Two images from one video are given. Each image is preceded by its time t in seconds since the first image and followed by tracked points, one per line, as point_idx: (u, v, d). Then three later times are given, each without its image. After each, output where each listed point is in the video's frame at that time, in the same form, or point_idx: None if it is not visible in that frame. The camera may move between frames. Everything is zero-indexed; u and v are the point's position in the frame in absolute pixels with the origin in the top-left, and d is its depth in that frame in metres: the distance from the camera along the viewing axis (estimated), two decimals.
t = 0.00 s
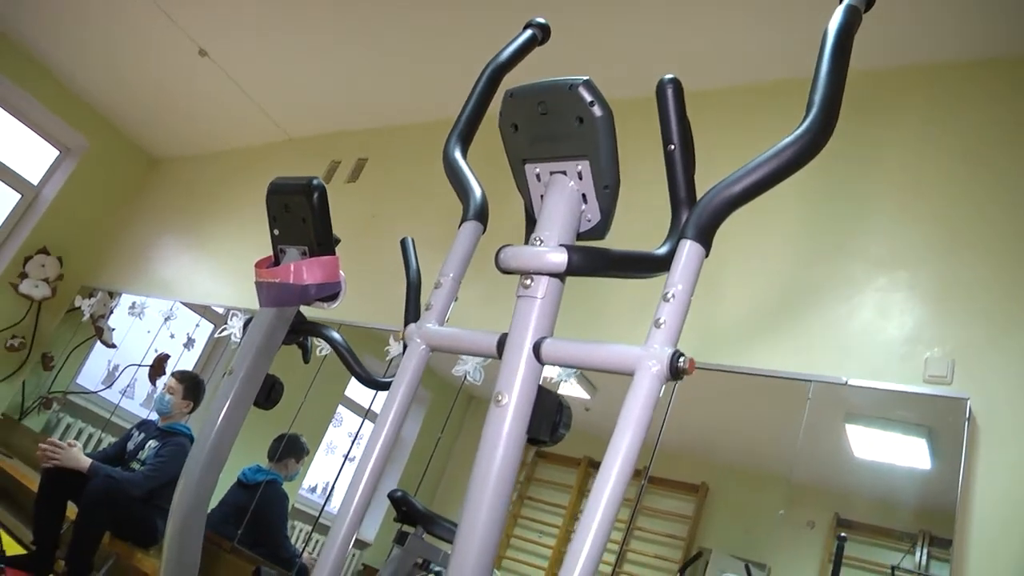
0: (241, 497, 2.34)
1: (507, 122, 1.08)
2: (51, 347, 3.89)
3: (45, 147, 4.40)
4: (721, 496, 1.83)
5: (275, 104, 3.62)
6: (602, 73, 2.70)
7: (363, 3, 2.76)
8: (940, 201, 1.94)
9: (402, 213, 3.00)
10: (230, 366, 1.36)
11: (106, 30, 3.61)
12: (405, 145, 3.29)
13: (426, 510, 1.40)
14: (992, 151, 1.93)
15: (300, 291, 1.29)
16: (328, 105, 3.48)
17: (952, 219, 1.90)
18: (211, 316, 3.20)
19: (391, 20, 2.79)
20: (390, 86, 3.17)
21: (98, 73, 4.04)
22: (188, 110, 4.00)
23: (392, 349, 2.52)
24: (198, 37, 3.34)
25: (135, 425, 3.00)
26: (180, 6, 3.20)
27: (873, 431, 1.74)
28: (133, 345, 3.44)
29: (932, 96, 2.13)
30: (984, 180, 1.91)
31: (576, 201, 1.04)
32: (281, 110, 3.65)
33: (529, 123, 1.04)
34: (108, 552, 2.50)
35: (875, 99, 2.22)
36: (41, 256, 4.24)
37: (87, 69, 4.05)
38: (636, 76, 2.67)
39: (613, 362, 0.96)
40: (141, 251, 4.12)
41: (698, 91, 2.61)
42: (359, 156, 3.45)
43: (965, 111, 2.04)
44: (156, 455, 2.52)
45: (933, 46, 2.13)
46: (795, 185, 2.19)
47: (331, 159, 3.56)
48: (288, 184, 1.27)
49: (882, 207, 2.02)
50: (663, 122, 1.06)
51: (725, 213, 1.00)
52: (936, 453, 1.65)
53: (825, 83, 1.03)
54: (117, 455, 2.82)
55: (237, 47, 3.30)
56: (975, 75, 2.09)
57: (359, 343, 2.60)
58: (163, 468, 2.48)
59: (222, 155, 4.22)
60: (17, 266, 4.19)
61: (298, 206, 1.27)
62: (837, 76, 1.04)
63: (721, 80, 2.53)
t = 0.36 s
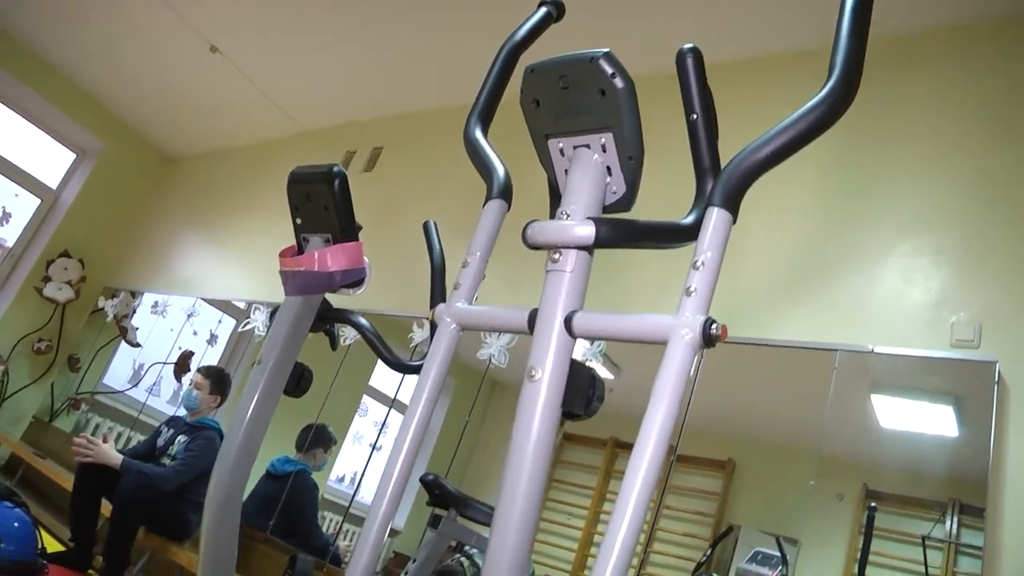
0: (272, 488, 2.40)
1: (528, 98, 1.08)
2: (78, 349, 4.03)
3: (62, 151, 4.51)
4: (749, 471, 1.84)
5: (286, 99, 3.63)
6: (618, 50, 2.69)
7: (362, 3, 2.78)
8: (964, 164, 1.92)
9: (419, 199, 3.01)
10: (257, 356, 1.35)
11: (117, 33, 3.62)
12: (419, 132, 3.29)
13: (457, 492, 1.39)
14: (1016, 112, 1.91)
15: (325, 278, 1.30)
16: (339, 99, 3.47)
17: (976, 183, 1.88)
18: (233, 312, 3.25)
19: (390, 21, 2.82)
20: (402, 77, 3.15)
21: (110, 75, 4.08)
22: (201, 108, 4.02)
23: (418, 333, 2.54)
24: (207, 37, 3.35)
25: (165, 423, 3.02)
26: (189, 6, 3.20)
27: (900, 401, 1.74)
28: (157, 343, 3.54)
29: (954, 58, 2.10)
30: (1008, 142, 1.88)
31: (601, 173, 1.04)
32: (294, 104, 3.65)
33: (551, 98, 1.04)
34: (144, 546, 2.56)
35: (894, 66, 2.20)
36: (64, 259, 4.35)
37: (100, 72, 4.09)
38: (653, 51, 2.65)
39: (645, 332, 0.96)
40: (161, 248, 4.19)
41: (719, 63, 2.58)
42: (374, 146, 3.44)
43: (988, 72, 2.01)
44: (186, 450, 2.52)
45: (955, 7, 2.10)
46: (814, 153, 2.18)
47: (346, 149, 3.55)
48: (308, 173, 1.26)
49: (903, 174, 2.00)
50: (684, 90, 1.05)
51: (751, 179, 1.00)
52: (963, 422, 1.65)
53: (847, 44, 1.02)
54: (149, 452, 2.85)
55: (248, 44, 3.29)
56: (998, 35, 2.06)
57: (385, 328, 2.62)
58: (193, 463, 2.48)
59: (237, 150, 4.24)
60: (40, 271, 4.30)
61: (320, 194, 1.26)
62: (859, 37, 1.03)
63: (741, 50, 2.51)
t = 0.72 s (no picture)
0: (295, 474, 2.46)
1: (538, 65, 1.07)
2: (96, 346, 4.31)
3: (71, 151, 4.77)
4: (770, 440, 1.85)
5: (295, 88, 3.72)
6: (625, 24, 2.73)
7: (362, 5, 2.94)
8: (978, 117, 1.92)
9: (430, 178, 3.04)
10: (278, 338, 1.33)
11: (125, 31, 3.76)
12: (426, 116, 3.31)
13: (483, 468, 1.40)
14: None
15: (341, 259, 1.29)
16: (345, 81, 3.52)
17: (988, 138, 1.87)
18: (248, 303, 3.36)
19: (390, 16, 2.96)
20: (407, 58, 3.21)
21: (124, 76, 4.27)
22: (212, 102, 4.15)
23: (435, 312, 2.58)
24: (210, 29, 3.46)
25: (186, 415, 3.00)
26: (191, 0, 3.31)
27: (917, 362, 1.75)
28: (174, 337, 3.70)
29: (963, 16, 2.10)
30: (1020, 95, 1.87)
31: (615, 136, 1.04)
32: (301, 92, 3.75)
33: (562, 64, 1.04)
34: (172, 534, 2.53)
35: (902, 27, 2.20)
36: (77, 258, 4.58)
37: (109, 73, 4.30)
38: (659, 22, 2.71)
39: (668, 292, 0.96)
40: (177, 243, 4.35)
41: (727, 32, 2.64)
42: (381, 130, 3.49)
43: (998, 28, 2.00)
44: (209, 440, 2.53)
45: None
46: (823, 114, 2.20)
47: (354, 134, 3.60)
48: (319, 153, 1.27)
49: (915, 134, 1.99)
50: (694, 49, 1.05)
51: (767, 134, 1.00)
52: (981, 380, 1.65)
53: None
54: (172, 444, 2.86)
55: (252, 33, 3.38)
56: None
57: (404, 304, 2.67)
58: (217, 453, 2.48)
59: (249, 142, 4.34)
60: (55, 270, 4.52)
61: (332, 174, 1.26)
62: None
63: (746, 18, 2.56)
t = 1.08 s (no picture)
0: (322, 457, 2.53)
1: (550, 26, 1.07)
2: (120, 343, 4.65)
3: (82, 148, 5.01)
4: (794, 403, 1.84)
5: (302, 73, 3.81)
6: None
7: None
8: (993, 65, 1.90)
9: (439, 151, 3.08)
10: (301, 316, 1.32)
11: (132, 27, 3.88)
12: (434, 99, 3.32)
13: (510, 438, 1.40)
14: None
15: (359, 235, 1.29)
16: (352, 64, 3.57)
17: (1003, 87, 1.86)
18: (265, 293, 3.51)
19: None
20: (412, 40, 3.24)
21: (135, 72, 4.43)
22: (224, 89, 4.24)
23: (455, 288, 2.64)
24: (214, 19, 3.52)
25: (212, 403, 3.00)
26: None
27: (937, 317, 1.77)
28: (195, 330, 3.90)
29: None
30: None
31: (631, 93, 1.04)
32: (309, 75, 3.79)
33: (574, 22, 1.04)
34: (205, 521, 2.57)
35: None
36: (94, 255, 4.81)
37: (118, 71, 4.51)
38: None
39: (692, 244, 0.95)
40: (195, 235, 4.52)
41: None
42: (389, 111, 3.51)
43: None
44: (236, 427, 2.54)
45: None
46: (835, 65, 2.20)
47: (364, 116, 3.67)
48: (332, 130, 1.27)
49: (927, 88, 1.98)
50: (707, 4, 1.05)
51: (784, 80, 0.99)
52: (1004, 332, 1.67)
53: None
54: (199, 432, 2.87)
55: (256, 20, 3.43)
56: None
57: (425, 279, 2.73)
58: (244, 439, 2.50)
59: (263, 129, 4.43)
60: (74, 269, 4.74)
61: (347, 151, 1.26)
62: None
63: None
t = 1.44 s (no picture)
0: (348, 438, 2.61)
1: None
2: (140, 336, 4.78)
3: (92, 147, 5.11)
4: (813, 361, 1.83)
5: (306, 56, 3.86)
6: None
7: None
8: (1006, 5, 1.87)
9: (450, 123, 3.13)
10: (321, 292, 1.32)
11: (136, 21, 3.96)
12: (439, 80, 3.33)
13: (535, 405, 1.41)
14: None
15: (375, 208, 1.30)
16: (355, 42, 3.62)
17: (1014, 25, 1.84)
18: (281, 279, 3.60)
19: None
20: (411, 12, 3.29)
21: (141, 66, 4.50)
22: (233, 78, 4.30)
23: (472, 261, 2.71)
24: (213, 8, 3.64)
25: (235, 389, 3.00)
26: None
27: (956, 267, 1.77)
28: (214, 319, 4.02)
29: None
30: None
31: (641, 45, 1.04)
32: (314, 57, 3.84)
33: None
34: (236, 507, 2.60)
35: None
36: (111, 251, 4.90)
37: (124, 67, 4.59)
38: None
39: (710, 189, 0.95)
40: (208, 226, 4.60)
41: None
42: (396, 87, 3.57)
43: None
44: (261, 411, 2.56)
45: None
46: (838, 15, 2.20)
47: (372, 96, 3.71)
48: (342, 104, 1.27)
49: (936, 33, 1.97)
50: None
51: (796, 20, 0.98)
52: None
53: None
54: (225, 419, 2.89)
55: (254, 6, 3.54)
56: None
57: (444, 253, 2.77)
58: (269, 424, 2.51)
59: (271, 118, 4.46)
60: (91, 267, 4.83)
61: (357, 124, 1.26)
62: None
63: None
